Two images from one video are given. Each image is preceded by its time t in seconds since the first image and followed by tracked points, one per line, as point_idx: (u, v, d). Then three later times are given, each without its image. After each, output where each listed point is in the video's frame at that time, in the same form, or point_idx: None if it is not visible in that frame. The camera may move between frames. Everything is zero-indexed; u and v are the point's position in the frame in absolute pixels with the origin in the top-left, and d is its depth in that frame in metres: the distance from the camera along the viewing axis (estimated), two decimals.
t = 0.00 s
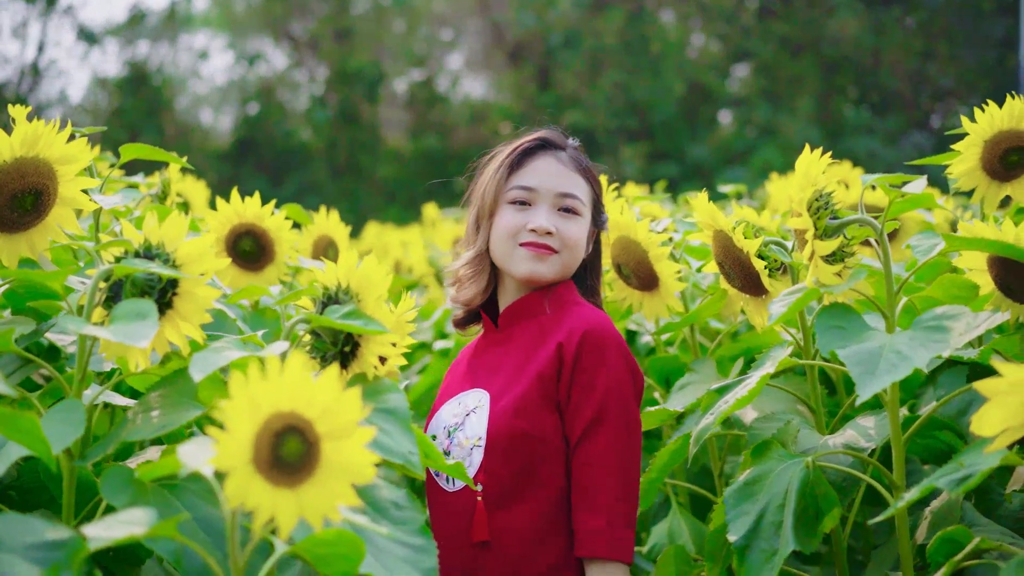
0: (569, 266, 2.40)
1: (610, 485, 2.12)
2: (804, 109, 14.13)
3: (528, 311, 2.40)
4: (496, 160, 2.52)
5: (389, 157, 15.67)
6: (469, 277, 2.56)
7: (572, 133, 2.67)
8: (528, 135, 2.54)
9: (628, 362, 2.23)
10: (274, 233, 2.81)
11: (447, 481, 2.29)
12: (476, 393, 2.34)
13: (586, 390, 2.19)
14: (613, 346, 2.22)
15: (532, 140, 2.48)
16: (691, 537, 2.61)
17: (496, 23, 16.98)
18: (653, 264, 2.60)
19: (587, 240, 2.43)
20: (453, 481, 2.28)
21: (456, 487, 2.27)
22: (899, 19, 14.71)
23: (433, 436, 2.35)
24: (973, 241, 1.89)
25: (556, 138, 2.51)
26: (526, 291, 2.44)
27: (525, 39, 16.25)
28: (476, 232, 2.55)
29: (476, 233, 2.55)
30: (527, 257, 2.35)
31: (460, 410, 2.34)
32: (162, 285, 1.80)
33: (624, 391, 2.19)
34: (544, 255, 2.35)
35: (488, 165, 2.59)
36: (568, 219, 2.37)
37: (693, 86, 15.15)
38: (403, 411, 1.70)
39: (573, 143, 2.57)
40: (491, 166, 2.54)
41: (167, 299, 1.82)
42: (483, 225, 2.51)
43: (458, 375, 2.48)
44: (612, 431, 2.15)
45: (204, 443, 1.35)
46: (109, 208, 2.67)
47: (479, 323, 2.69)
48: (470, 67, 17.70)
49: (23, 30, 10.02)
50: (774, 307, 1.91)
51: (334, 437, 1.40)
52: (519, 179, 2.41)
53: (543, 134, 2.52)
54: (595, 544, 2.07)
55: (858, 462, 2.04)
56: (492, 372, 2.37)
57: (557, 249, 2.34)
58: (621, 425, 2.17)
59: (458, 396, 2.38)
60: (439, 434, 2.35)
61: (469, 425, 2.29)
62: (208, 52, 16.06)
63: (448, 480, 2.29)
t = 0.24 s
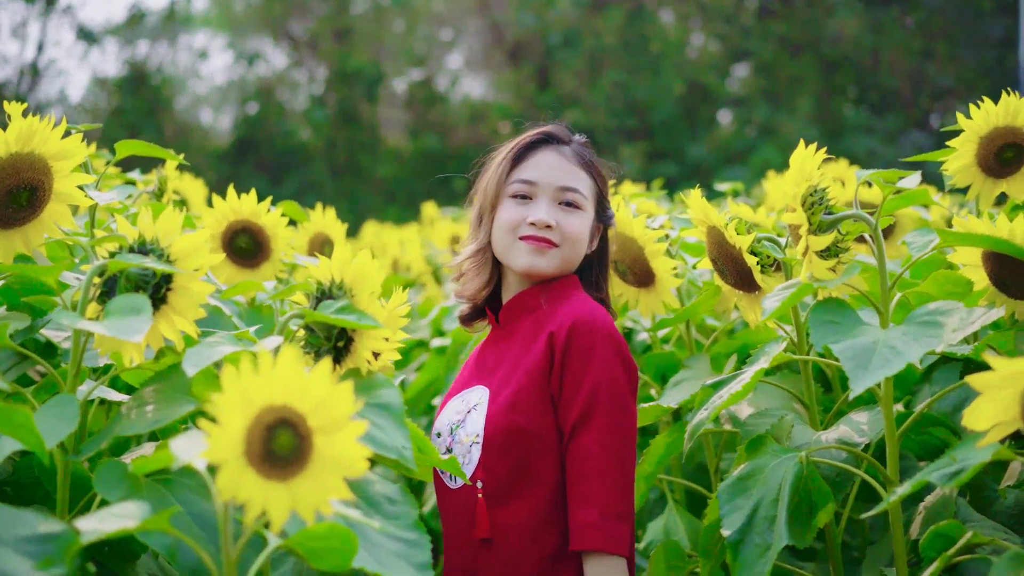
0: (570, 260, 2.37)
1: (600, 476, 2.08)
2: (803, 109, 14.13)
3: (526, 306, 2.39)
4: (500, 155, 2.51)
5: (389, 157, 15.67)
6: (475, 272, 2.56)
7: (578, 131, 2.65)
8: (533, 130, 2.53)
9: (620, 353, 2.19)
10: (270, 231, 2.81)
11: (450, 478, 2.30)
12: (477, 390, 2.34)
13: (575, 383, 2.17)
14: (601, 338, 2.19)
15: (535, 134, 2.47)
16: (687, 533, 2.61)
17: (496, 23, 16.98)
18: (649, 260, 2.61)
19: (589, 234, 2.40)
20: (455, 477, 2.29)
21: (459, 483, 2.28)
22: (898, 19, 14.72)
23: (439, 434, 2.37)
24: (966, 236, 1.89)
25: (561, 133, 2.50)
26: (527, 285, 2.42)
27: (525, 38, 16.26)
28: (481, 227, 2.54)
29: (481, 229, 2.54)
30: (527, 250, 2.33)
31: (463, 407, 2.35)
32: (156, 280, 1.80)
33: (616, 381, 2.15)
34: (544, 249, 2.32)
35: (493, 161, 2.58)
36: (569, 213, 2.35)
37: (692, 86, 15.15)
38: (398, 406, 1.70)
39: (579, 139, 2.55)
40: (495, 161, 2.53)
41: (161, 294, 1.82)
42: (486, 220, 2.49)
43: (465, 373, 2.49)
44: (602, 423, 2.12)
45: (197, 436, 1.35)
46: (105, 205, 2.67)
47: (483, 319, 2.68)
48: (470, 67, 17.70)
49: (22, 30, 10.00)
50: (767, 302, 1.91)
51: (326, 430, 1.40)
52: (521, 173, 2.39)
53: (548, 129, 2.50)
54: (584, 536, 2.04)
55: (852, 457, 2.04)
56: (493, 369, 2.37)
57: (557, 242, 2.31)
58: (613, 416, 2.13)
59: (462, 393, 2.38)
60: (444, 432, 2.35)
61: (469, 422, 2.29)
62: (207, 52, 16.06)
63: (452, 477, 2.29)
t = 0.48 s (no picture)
0: (570, 255, 2.30)
1: (572, 470, 2.01)
2: (802, 108, 14.12)
3: (522, 300, 2.34)
4: (504, 148, 2.47)
5: (389, 156, 15.67)
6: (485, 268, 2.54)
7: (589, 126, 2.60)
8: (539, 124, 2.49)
9: (596, 340, 2.10)
10: (265, 226, 2.81)
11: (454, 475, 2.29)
12: (474, 386, 2.32)
13: (549, 375, 2.10)
14: (573, 327, 2.10)
15: (538, 128, 2.43)
16: (682, 529, 2.62)
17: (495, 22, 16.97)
18: (644, 255, 2.62)
19: (591, 228, 2.34)
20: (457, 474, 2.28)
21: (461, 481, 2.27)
22: (897, 19, 14.73)
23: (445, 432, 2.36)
24: (959, 230, 1.89)
25: (565, 127, 2.45)
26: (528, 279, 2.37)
27: (524, 38, 16.25)
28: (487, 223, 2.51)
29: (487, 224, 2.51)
30: (524, 243, 2.28)
31: (462, 404, 2.33)
32: (149, 274, 1.81)
33: (590, 367, 2.07)
34: (541, 241, 2.27)
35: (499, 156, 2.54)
36: (569, 205, 2.29)
37: (691, 85, 15.14)
38: (390, 398, 1.71)
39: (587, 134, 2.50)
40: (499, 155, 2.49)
41: (154, 288, 1.82)
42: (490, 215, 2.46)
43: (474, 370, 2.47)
44: (574, 414, 2.04)
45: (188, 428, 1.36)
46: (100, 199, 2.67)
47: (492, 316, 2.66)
48: (469, 66, 17.70)
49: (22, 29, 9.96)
50: (761, 296, 1.92)
51: (316, 422, 1.41)
52: (522, 166, 2.35)
53: (552, 123, 2.46)
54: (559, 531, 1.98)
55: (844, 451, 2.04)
56: (489, 365, 2.34)
57: (554, 234, 2.26)
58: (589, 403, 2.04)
59: (465, 390, 2.37)
60: (448, 431, 2.35)
61: (465, 419, 2.27)
62: (206, 51, 16.04)
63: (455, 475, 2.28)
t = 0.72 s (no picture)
0: (565, 252, 2.30)
1: (542, 466, 1.99)
2: (801, 108, 14.12)
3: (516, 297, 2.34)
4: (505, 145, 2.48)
5: (388, 156, 15.66)
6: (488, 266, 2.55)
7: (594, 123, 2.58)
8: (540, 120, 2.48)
9: (571, 335, 2.07)
10: (259, 224, 2.81)
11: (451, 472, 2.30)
12: (468, 384, 2.32)
13: (524, 371, 2.08)
14: (547, 323, 2.07)
15: (538, 125, 2.42)
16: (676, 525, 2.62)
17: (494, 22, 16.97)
18: (638, 254, 2.63)
19: (588, 226, 2.34)
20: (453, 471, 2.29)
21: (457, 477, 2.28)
22: (896, 18, 14.74)
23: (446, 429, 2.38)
24: (949, 227, 1.90)
25: (566, 124, 2.44)
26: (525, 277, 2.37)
27: (524, 38, 16.26)
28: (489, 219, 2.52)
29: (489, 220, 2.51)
30: (518, 240, 2.28)
31: (458, 402, 2.34)
32: (141, 271, 1.81)
33: (563, 362, 2.04)
34: (535, 239, 2.27)
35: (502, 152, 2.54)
36: (564, 203, 2.29)
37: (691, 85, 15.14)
38: (381, 396, 1.71)
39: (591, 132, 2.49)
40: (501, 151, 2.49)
41: (146, 285, 1.82)
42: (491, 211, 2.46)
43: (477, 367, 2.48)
44: (546, 410, 2.01)
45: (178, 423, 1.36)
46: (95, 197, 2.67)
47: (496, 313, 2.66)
48: (468, 66, 17.69)
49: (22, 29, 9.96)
50: (751, 294, 1.92)
51: (307, 418, 1.41)
52: (519, 163, 2.35)
53: (553, 120, 2.45)
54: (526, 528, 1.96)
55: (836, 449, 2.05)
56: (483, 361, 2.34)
57: (548, 232, 2.26)
58: (561, 399, 2.02)
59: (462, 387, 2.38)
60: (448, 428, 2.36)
61: (459, 416, 2.28)
62: (205, 51, 16.03)
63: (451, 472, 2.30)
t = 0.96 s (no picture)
0: (561, 253, 2.30)
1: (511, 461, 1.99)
2: (801, 108, 14.12)
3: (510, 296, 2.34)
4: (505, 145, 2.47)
5: (387, 155, 15.67)
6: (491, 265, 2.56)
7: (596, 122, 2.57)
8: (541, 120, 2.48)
9: (552, 334, 2.06)
10: (255, 224, 2.82)
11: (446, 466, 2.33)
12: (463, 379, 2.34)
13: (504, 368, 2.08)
14: (528, 321, 2.07)
15: (537, 125, 2.42)
16: (670, 525, 2.64)
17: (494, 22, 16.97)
18: (632, 253, 2.64)
19: (585, 227, 2.33)
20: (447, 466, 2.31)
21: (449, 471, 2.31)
22: (895, 18, 14.74)
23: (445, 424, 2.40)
24: (940, 226, 1.90)
25: (566, 125, 2.43)
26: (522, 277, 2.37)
27: (523, 37, 16.26)
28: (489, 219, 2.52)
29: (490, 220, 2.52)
30: (514, 241, 2.28)
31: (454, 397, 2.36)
32: (136, 271, 1.82)
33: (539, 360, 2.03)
34: (530, 241, 2.27)
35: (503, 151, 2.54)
36: (560, 204, 2.29)
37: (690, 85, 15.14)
38: (375, 396, 1.71)
39: (590, 130, 2.47)
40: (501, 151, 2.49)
41: (140, 285, 1.83)
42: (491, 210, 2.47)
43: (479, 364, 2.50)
44: (520, 407, 2.02)
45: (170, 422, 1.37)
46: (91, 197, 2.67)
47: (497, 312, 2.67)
48: (468, 66, 17.71)
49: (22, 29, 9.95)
50: (743, 294, 1.93)
51: (299, 417, 1.42)
52: (517, 164, 2.35)
53: (553, 120, 2.45)
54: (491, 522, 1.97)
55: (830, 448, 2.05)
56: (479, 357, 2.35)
57: (544, 234, 2.26)
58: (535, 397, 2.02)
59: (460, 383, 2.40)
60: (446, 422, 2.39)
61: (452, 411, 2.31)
62: (204, 51, 16.01)
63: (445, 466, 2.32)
